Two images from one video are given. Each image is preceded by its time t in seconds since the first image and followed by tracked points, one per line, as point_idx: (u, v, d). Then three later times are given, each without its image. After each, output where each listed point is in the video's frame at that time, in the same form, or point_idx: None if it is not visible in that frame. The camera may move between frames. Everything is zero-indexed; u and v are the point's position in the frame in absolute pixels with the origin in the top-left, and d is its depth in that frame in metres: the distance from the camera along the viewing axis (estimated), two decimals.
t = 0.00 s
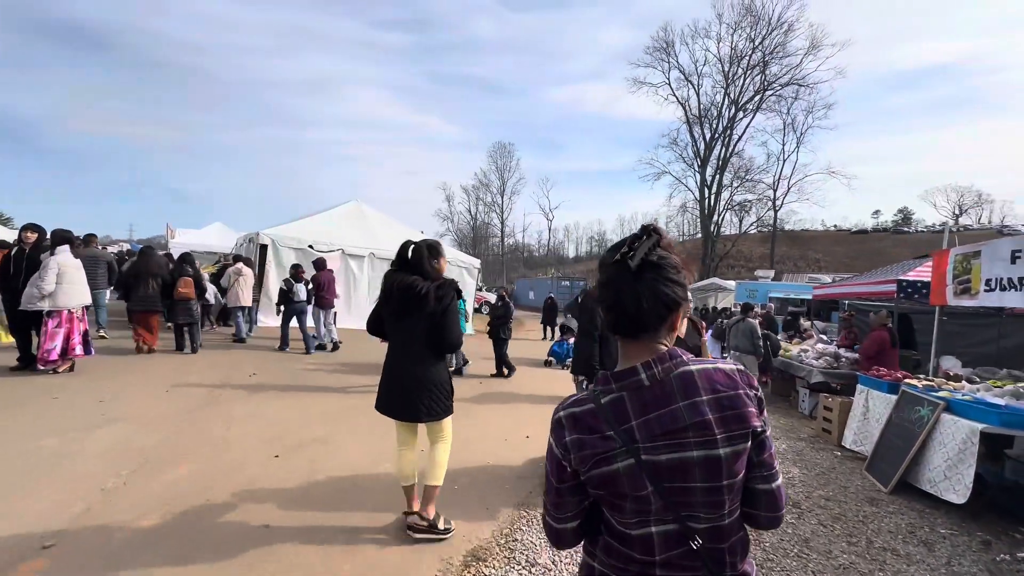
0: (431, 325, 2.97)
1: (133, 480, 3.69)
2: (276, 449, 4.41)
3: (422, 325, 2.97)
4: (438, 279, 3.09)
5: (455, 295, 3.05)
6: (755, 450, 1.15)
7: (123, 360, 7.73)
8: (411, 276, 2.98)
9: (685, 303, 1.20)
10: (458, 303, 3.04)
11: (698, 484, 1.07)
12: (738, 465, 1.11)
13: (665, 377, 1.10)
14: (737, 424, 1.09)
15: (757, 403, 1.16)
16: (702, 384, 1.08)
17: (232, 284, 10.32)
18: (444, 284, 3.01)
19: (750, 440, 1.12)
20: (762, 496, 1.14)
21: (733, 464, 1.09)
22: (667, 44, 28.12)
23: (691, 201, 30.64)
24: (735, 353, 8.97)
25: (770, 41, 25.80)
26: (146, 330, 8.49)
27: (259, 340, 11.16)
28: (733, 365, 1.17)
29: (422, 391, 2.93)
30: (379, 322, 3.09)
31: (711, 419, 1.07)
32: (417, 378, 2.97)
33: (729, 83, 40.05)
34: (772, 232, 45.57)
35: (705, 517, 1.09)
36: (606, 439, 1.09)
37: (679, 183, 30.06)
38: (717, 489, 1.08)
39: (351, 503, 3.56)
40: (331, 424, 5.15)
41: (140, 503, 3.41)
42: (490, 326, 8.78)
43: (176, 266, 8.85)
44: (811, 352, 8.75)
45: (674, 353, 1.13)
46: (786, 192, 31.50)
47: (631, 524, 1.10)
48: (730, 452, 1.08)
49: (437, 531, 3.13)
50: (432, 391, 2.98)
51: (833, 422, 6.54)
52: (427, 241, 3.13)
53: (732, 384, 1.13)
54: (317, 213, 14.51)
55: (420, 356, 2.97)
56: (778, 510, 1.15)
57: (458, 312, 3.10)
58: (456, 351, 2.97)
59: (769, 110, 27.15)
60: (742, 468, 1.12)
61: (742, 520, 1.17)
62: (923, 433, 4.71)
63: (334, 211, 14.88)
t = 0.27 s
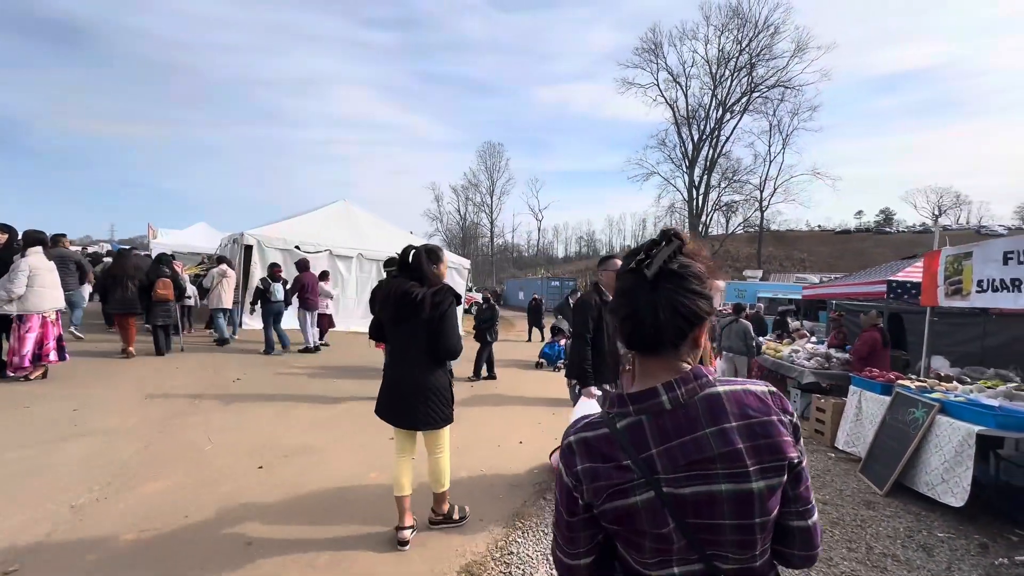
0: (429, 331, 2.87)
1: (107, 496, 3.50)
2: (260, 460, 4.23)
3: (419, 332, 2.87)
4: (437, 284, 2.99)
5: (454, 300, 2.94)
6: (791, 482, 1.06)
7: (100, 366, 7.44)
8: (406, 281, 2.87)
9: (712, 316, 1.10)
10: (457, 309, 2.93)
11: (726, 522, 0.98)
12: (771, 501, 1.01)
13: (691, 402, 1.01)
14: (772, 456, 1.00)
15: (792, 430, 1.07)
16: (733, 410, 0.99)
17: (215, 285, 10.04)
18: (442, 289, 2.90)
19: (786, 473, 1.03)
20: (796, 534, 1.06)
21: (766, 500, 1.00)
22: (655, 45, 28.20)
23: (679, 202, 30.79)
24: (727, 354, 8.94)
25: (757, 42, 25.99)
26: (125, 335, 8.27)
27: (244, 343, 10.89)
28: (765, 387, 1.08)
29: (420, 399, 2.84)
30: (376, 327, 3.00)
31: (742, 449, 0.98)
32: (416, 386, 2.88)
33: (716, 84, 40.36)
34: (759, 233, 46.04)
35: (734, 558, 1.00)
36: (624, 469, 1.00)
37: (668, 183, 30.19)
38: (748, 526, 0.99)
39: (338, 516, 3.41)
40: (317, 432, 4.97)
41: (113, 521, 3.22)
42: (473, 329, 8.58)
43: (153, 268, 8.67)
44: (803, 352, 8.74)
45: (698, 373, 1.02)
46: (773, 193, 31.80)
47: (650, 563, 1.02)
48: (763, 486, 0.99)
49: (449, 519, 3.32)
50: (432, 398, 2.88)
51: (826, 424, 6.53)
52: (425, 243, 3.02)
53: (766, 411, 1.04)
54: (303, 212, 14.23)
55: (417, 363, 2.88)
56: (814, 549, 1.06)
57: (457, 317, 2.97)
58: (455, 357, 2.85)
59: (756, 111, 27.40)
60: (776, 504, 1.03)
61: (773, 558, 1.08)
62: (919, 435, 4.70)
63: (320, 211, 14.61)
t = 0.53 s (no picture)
0: (429, 335, 3.12)
1: (74, 509, 3.32)
2: (239, 468, 4.07)
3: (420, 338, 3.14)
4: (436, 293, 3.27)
5: (451, 306, 3.21)
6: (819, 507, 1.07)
7: (69, 370, 7.13)
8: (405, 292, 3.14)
9: (736, 320, 1.08)
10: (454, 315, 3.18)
11: (744, 543, 0.98)
12: (794, 523, 1.01)
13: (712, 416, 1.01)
14: (799, 478, 1.00)
15: (821, 453, 1.07)
16: (757, 428, 1.00)
17: (192, 285, 9.72)
18: (438, 297, 3.17)
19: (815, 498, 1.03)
20: (824, 561, 1.06)
21: (787, 521, 1.00)
22: (639, 47, 28.42)
23: (664, 202, 31.08)
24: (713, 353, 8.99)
25: (739, 45, 26.37)
26: (95, 337, 7.99)
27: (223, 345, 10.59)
28: (794, 404, 1.09)
29: (427, 400, 3.12)
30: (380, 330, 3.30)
31: (768, 468, 0.99)
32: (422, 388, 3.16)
33: (699, 86, 40.88)
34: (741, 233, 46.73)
35: None
36: (637, 483, 0.99)
37: (652, 184, 30.44)
38: (767, 548, 0.99)
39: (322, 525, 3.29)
40: (300, 438, 4.83)
41: (82, 534, 3.05)
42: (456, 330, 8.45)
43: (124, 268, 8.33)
44: (787, 350, 8.83)
45: (722, 383, 1.03)
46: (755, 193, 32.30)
47: None
48: (787, 508, 1.00)
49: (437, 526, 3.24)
50: (438, 398, 3.15)
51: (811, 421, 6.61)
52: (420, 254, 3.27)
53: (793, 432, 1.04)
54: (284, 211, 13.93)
55: (421, 367, 3.16)
56: None
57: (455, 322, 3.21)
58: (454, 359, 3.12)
59: (738, 113, 27.81)
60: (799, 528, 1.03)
61: None
62: (902, 432, 4.76)
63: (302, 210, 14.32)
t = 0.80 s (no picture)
0: (427, 337, 3.13)
1: (50, 521, 3.18)
2: (224, 475, 3.97)
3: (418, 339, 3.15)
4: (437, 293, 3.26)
5: (451, 309, 3.21)
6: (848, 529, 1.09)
7: (42, 375, 6.87)
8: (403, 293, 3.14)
9: (762, 327, 1.13)
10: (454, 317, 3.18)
11: (763, 559, 1.01)
12: (816, 542, 1.04)
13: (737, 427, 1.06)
14: (824, 498, 1.04)
15: (851, 477, 1.10)
16: (781, 443, 1.04)
17: (169, 287, 9.46)
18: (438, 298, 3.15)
19: (840, 519, 1.06)
20: None
21: (807, 539, 1.03)
22: (624, 48, 28.64)
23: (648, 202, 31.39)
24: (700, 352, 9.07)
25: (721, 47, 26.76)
26: (66, 338, 7.74)
27: (204, 347, 10.33)
28: (824, 423, 1.12)
29: (425, 400, 3.15)
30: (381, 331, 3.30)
31: (792, 484, 1.02)
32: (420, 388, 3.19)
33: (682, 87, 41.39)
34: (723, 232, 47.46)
35: None
36: (657, 485, 1.04)
37: (637, 184, 30.71)
38: (784, 565, 1.01)
39: (312, 534, 3.21)
40: (287, 443, 4.72)
41: (58, 548, 2.93)
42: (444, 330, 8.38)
43: (97, 268, 8.09)
44: (772, 348, 8.95)
45: (749, 395, 1.07)
46: (737, 193, 32.78)
47: None
48: (809, 526, 1.03)
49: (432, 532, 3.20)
50: (437, 398, 3.18)
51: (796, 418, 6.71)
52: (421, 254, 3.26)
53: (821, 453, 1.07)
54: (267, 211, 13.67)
55: (420, 367, 3.18)
56: None
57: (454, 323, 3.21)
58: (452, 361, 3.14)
59: (721, 114, 28.26)
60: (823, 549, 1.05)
61: None
62: (886, 429, 4.86)
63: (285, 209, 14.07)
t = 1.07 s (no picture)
0: (415, 334, 3.17)
1: (26, 530, 3.07)
2: (210, 480, 3.88)
3: (409, 337, 3.19)
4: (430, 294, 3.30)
5: (440, 306, 3.21)
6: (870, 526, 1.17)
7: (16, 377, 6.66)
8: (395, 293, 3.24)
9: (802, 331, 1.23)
10: (443, 313, 3.18)
11: (789, 544, 1.09)
12: (840, 536, 1.12)
13: (775, 422, 1.13)
14: (850, 497, 1.12)
15: (876, 479, 1.18)
16: (816, 441, 1.12)
17: (143, 286, 9.28)
18: (428, 297, 3.19)
19: (862, 517, 1.14)
20: None
21: (834, 532, 1.10)
22: (612, 48, 28.76)
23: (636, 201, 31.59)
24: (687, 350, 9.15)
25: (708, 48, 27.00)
26: (39, 339, 7.53)
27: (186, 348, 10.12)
28: (856, 427, 1.20)
29: (416, 397, 3.14)
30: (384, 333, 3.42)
31: (824, 481, 1.10)
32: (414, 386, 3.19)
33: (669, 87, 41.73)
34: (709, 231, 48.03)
35: None
36: (696, 469, 1.11)
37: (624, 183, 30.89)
38: (809, 552, 1.10)
39: (302, 538, 3.16)
40: (274, 447, 4.64)
41: (35, 557, 2.82)
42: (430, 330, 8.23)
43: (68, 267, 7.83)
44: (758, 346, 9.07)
45: (789, 393, 1.15)
46: (723, 193, 33.16)
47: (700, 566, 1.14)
48: (833, 521, 1.11)
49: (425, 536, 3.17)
50: (429, 396, 3.16)
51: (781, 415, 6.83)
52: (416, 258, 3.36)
53: (851, 454, 1.15)
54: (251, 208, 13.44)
55: (414, 364, 3.19)
56: None
57: (444, 320, 3.19)
58: (439, 357, 3.11)
59: (706, 115, 28.54)
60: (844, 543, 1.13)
61: None
62: (870, 426, 4.95)
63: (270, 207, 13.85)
